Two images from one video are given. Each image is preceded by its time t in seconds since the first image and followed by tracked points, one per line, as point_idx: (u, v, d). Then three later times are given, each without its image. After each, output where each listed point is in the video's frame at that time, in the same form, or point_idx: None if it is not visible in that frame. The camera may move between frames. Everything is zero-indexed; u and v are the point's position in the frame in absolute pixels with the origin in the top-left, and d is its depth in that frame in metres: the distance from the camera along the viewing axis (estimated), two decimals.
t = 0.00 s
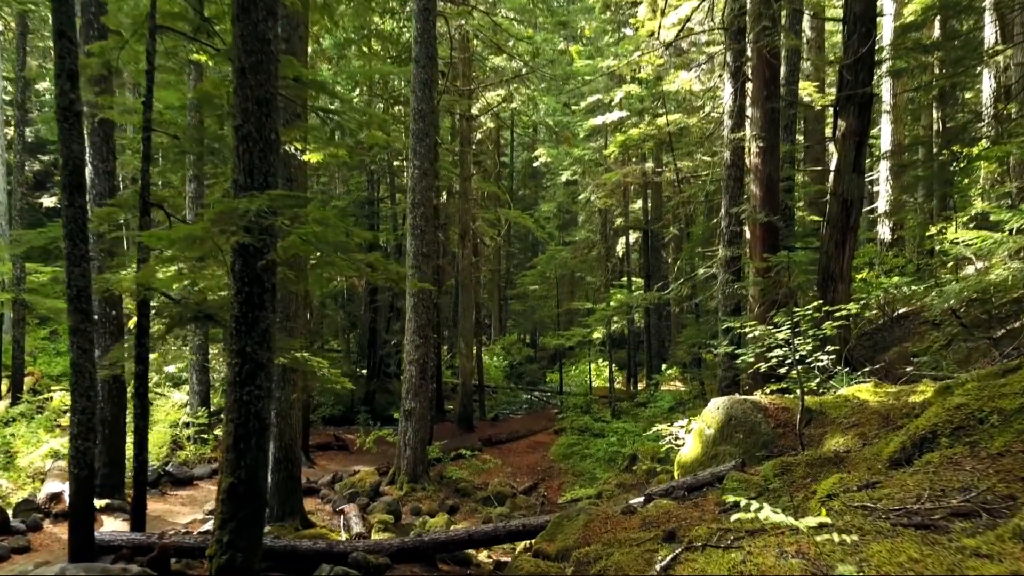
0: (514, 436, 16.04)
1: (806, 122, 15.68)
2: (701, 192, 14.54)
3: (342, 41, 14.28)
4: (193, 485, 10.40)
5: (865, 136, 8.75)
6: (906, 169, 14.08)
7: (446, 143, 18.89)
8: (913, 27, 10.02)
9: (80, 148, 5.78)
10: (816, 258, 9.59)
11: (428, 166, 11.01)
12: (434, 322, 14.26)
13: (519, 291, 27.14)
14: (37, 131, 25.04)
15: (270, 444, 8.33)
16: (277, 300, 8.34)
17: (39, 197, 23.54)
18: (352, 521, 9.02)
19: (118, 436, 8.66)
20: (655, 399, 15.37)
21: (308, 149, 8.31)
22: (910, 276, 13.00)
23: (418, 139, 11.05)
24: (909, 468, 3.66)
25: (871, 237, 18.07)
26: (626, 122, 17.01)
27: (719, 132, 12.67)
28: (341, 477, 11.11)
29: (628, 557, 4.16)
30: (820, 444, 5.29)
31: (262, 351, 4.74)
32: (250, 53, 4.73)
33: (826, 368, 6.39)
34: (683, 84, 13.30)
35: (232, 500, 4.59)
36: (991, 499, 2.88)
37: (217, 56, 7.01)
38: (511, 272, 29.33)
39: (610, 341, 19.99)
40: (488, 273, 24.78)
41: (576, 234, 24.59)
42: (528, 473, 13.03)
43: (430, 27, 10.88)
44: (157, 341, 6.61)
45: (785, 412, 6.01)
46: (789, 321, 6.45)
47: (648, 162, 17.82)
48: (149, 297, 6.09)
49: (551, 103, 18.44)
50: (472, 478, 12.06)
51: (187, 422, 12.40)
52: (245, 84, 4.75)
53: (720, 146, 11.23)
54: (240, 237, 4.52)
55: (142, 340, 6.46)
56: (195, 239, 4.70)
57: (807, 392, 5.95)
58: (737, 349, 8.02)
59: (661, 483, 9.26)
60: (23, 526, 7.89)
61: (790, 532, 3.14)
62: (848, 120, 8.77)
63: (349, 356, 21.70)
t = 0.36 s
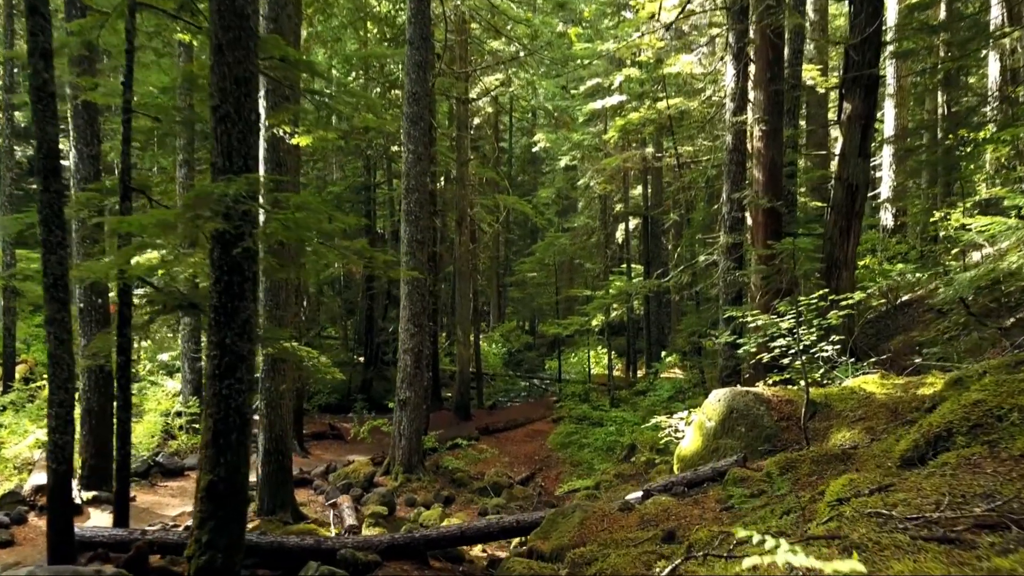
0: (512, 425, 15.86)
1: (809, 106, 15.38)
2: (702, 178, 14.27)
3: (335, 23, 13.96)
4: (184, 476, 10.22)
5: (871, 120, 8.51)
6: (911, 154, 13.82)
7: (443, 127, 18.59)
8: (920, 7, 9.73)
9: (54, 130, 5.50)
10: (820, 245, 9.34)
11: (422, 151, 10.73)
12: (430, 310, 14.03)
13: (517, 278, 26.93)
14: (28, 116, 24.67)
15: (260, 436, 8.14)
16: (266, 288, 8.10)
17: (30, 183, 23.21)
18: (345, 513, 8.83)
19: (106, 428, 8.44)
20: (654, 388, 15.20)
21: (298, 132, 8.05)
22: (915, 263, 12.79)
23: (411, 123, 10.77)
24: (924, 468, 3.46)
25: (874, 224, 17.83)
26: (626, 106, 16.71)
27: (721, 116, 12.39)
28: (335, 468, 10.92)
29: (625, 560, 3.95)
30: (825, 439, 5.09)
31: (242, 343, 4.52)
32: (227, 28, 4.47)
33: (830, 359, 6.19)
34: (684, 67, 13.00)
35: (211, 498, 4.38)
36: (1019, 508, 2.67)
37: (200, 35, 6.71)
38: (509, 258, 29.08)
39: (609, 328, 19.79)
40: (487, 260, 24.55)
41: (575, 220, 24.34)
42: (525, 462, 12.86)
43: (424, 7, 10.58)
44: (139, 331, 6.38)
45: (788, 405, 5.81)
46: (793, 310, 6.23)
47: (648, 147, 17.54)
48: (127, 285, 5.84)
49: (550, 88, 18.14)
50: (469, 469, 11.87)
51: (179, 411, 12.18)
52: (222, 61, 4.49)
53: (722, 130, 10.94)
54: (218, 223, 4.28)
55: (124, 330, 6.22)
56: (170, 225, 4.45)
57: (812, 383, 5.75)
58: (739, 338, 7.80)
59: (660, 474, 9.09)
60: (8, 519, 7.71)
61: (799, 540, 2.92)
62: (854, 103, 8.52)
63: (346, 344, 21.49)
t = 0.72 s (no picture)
0: (510, 414, 15.69)
1: (812, 89, 15.08)
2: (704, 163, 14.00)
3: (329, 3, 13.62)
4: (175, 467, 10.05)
5: (878, 103, 8.27)
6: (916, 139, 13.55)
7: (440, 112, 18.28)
8: None
9: (27, 111, 5.22)
10: (824, 231, 9.11)
11: (416, 135, 10.44)
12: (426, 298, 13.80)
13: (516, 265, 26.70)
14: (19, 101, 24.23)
15: (249, 428, 7.94)
16: (255, 277, 7.87)
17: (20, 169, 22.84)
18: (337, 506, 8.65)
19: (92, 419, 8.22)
20: (653, 376, 15.03)
21: (285, 116, 7.78)
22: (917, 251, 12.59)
23: (405, 106, 10.47)
24: (941, 472, 3.27)
25: (876, 210, 17.60)
26: (626, 90, 16.41)
27: (723, 99, 12.10)
28: (329, 459, 10.73)
29: (621, 564, 3.74)
30: (830, 434, 4.90)
31: (220, 335, 4.30)
32: (202, 3, 4.21)
33: (837, 350, 5.96)
34: (685, 49, 12.69)
35: (188, 498, 4.18)
36: None
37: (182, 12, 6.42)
38: (508, 245, 28.82)
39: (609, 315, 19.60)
40: (485, 247, 24.30)
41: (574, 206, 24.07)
42: (522, 452, 12.70)
43: None
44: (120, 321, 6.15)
45: (793, 398, 5.60)
46: (798, 300, 6.00)
47: (648, 131, 17.25)
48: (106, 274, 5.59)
49: (549, 72, 17.82)
50: (465, 459, 11.71)
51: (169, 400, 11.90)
52: (198, 38, 4.23)
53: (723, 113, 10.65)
54: (194, 210, 4.04)
55: (104, 320, 5.99)
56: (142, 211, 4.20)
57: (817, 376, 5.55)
58: (741, 329, 7.56)
59: (660, 466, 8.89)
60: None
61: (811, 554, 2.73)
62: (861, 86, 8.27)
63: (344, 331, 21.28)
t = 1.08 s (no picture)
0: (507, 404, 15.53)
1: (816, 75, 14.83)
2: (704, 150, 13.76)
3: None
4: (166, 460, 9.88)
5: (884, 87, 8.04)
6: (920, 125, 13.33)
7: (437, 98, 18.02)
8: None
9: None
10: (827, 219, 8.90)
11: (411, 121, 10.20)
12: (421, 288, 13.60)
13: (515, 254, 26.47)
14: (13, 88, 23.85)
15: (239, 422, 7.77)
16: (244, 266, 7.66)
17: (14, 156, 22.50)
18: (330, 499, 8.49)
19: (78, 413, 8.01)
20: (652, 366, 14.86)
21: (274, 101, 7.54)
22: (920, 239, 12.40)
23: (399, 91, 10.22)
24: (958, 477, 3.10)
25: (879, 197, 17.38)
26: (626, 75, 16.14)
27: (725, 85, 11.85)
28: (322, 451, 10.56)
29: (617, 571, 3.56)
30: (836, 431, 4.72)
31: (199, 328, 4.10)
32: None
33: (842, 343, 5.77)
34: (686, 33, 12.42)
35: (166, 499, 4.01)
36: None
37: None
38: (506, 232, 28.58)
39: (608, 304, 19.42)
40: (483, 235, 24.08)
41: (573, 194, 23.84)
42: (519, 443, 12.54)
43: None
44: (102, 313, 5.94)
45: (796, 392, 5.42)
46: (802, 290, 5.79)
47: (648, 118, 16.99)
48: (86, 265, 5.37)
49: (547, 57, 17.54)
50: (462, 451, 11.55)
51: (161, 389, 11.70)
52: (173, 16, 4.01)
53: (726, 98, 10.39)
54: (169, 197, 3.83)
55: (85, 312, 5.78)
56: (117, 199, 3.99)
57: (821, 370, 5.37)
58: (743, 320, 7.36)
59: (659, 459, 8.73)
60: None
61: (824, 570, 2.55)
62: (866, 70, 8.04)
63: (341, 321, 21.09)
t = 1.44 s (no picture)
0: (505, 392, 15.36)
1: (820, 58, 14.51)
2: (705, 135, 13.48)
3: None
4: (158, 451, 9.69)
5: (892, 69, 7.79)
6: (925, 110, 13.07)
7: (434, 82, 17.73)
8: None
9: None
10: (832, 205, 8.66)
11: (404, 104, 9.92)
12: (416, 275, 13.37)
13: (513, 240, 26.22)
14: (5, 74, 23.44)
15: (227, 414, 7.57)
16: (231, 254, 7.43)
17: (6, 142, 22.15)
18: (323, 492, 8.32)
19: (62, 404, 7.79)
20: (652, 354, 14.67)
21: (261, 83, 7.25)
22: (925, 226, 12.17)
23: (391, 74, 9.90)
24: (980, 486, 2.91)
25: (882, 183, 17.15)
26: (626, 59, 15.81)
27: (727, 68, 11.57)
28: (316, 441, 10.37)
29: None
30: (844, 428, 4.51)
31: (174, 321, 3.89)
32: None
33: (849, 334, 5.56)
34: (687, 15, 12.10)
35: (139, 501, 3.81)
36: None
37: None
38: (505, 219, 28.30)
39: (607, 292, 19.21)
40: (482, 221, 23.81)
41: (572, 180, 23.54)
42: (516, 433, 12.36)
43: None
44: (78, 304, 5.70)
45: (801, 386, 5.21)
46: (808, 280, 5.57)
47: (649, 102, 16.69)
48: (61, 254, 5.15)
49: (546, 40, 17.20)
50: (458, 441, 11.38)
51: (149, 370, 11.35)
52: None
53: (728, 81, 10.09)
54: (138, 182, 3.60)
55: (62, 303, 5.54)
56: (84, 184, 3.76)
57: (828, 363, 5.16)
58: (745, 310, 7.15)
59: (659, 451, 8.56)
60: None
61: None
62: (873, 51, 7.78)
63: (338, 308, 20.88)
